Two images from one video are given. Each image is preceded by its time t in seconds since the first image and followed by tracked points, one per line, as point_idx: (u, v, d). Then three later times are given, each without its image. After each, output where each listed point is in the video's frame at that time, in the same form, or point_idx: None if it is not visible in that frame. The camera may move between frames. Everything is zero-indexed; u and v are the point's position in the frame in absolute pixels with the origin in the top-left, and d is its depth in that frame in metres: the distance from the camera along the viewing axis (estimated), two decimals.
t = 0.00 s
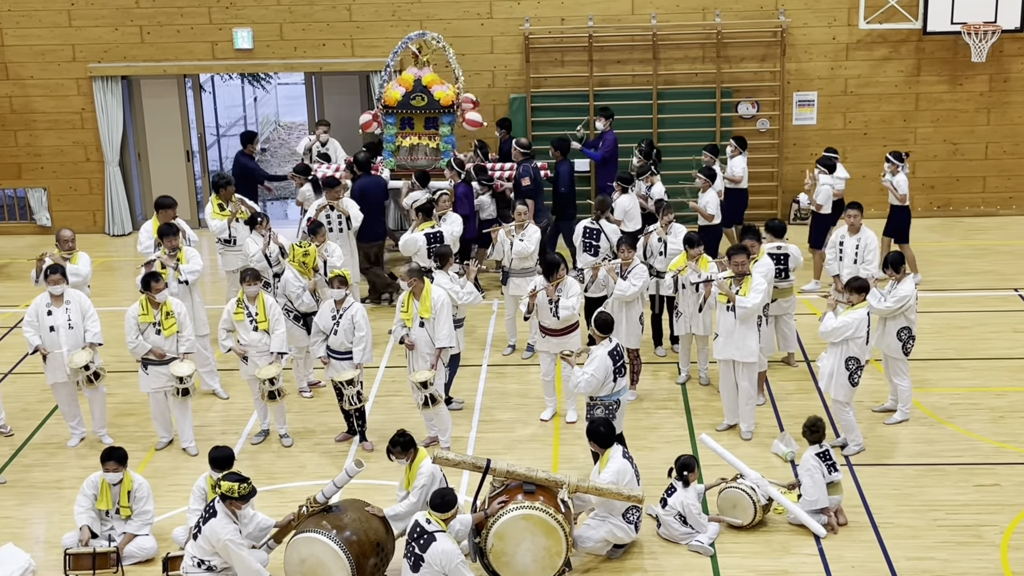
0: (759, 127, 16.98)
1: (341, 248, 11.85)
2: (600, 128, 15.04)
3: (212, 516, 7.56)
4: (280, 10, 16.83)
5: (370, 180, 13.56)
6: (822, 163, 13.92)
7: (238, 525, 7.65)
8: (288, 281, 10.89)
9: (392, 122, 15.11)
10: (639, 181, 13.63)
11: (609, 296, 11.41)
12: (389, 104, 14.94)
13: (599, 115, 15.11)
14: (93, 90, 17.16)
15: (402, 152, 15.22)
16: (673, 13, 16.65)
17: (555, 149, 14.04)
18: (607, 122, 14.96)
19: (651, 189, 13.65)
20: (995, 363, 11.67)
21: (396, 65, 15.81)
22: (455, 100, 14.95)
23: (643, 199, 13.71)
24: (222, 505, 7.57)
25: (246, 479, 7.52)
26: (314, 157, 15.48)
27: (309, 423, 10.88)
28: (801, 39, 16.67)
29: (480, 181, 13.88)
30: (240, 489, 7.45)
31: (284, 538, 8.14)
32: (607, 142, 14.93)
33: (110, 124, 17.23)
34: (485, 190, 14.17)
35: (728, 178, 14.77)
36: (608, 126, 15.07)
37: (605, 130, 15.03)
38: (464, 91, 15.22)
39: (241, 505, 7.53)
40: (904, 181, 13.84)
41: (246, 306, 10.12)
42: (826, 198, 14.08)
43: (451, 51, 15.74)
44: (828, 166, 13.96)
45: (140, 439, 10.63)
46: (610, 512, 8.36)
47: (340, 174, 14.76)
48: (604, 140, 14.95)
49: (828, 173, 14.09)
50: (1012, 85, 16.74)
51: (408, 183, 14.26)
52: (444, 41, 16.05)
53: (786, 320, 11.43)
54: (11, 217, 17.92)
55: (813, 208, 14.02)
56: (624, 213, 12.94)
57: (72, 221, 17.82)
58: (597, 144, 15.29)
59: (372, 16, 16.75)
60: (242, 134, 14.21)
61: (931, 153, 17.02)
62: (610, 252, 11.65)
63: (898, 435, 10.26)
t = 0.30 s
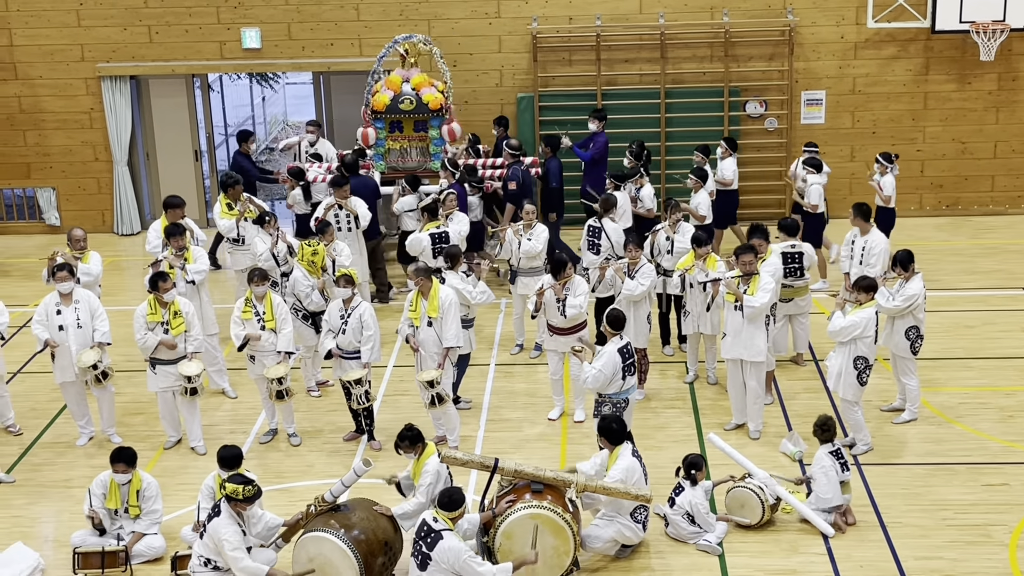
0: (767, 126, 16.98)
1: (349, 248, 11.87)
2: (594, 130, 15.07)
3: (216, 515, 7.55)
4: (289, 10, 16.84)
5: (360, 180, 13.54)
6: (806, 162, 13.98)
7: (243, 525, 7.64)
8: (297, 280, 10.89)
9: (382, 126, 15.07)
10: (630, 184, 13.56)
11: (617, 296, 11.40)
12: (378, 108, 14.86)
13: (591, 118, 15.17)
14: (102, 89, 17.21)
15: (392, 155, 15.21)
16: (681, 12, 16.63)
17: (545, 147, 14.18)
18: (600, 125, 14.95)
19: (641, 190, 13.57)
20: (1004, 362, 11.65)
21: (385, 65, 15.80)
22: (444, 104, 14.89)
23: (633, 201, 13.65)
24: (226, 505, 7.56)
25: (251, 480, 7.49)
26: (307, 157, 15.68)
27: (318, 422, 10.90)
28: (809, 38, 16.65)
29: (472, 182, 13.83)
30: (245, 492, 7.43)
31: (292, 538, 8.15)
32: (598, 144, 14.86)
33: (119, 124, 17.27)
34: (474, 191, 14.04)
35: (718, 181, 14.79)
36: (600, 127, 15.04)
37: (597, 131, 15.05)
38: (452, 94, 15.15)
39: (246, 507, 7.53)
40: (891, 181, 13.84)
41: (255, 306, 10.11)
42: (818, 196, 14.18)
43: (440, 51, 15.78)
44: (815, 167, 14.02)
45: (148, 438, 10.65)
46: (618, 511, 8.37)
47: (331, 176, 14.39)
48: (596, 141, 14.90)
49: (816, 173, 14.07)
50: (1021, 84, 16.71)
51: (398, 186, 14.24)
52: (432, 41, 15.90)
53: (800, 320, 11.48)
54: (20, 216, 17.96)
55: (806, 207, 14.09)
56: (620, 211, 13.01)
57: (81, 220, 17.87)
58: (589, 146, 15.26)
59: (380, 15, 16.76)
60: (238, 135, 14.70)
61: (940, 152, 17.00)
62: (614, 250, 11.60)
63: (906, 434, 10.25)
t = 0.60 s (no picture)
0: (776, 125, 16.96)
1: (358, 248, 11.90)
2: (587, 129, 15.10)
3: (227, 515, 7.59)
4: (297, 9, 16.86)
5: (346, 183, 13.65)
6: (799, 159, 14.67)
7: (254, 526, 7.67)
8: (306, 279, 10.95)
9: (376, 122, 15.14)
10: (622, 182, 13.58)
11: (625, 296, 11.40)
12: (372, 103, 14.97)
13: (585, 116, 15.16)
14: (111, 89, 17.23)
15: (385, 152, 15.17)
16: (690, 12, 16.62)
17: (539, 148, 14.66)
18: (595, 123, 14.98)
19: (632, 189, 13.69)
20: (1014, 362, 11.62)
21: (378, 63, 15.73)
22: (437, 101, 14.99)
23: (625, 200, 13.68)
24: (238, 507, 7.57)
25: (269, 484, 7.49)
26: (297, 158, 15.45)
27: (327, 422, 10.91)
28: (818, 36, 16.62)
29: (465, 181, 13.58)
30: (262, 495, 7.43)
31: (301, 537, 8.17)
32: (592, 145, 14.99)
33: (128, 124, 17.30)
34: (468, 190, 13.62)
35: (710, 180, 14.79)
36: (595, 126, 15.17)
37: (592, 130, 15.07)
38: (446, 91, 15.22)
39: (260, 509, 7.51)
40: (877, 180, 14.07)
41: (263, 306, 10.13)
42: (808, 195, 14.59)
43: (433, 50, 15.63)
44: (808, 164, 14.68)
45: (158, 438, 10.66)
46: (627, 510, 8.36)
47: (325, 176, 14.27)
48: (589, 140, 15.03)
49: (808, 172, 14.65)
50: None
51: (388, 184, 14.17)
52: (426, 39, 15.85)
53: (814, 320, 11.46)
54: (30, 216, 18.00)
55: (795, 204, 14.67)
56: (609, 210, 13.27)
57: (91, 221, 17.91)
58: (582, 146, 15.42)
59: (389, 15, 16.77)
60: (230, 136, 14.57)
61: (949, 151, 16.98)
62: (615, 250, 11.65)
63: (916, 434, 10.23)
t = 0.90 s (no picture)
0: (785, 124, 16.95)
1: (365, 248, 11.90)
2: (581, 127, 15.36)
3: (241, 514, 7.57)
4: (305, 9, 16.87)
5: (339, 183, 13.49)
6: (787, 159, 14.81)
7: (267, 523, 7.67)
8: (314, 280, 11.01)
9: (366, 127, 15.13)
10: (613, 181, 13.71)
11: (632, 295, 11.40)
12: (361, 109, 14.92)
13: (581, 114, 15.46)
14: (120, 89, 17.26)
15: (376, 156, 15.22)
16: (698, 11, 16.60)
17: (532, 150, 14.62)
18: (588, 122, 15.30)
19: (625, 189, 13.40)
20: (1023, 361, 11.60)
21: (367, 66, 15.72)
22: (427, 104, 14.94)
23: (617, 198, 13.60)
24: (252, 504, 7.58)
25: (282, 481, 7.52)
26: (290, 161, 15.38)
27: (335, 421, 10.92)
28: (827, 36, 16.60)
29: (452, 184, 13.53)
30: (275, 492, 7.46)
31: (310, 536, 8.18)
32: (586, 143, 15.23)
33: (136, 124, 17.33)
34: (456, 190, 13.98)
35: (700, 179, 14.76)
36: (588, 125, 15.40)
37: (584, 129, 15.36)
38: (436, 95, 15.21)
39: (272, 506, 7.54)
40: (861, 178, 14.21)
41: (271, 306, 10.12)
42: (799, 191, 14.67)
43: (421, 53, 15.76)
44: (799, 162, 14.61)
45: (167, 437, 10.68)
46: (635, 508, 8.34)
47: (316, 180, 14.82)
48: (583, 139, 15.26)
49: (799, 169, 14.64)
50: None
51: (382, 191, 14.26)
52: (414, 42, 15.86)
53: (825, 318, 11.45)
54: (39, 216, 18.05)
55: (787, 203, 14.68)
56: (598, 209, 13.33)
57: (100, 220, 17.95)
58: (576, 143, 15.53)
59: (397, 14, 16.78)
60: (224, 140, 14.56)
61: (957, 151, 16.96)
62: (616, 248, 11.70)
63: (925, 433, 10.22)
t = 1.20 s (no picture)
0: (793, 123, 16.92)
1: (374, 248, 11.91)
2: (574, 127, 15.21)
3: (248, 513, 7.58)
4: (313, 9, 16.88)
5: (333, 184, 13.33)
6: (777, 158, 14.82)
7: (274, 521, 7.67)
8: (323, 278, 10.98)
9: (361, 122, 15.11)
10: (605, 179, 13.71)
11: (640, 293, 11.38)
12: (358, 104, 14.89)
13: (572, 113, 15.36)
14: (129, 88, 17.28)
15: (371, 153, 15.17)
16: (707, 9, 16.58)
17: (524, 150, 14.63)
18: (580, 120, 15.17)
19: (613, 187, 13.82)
20: None
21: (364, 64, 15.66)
22: (424, 101, 14.96)
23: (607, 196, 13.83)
24: (259, 502, 7.57)
25: (287, 478, 7.50)
26: (284, 160, 15.50)
27: (344, 420, 10.93)
28: (835, 34, 16.58)
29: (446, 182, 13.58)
30: (280, 489, 7.44)
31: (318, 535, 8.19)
32: (581, 141, 15.15)
33: (145, 124, 17.34)
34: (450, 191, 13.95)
35: (690, 178, 14.71)
36: (581, 123, 15.29)
37: (577, 128, 15.27)
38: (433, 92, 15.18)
39: (279, 503, 7.52)
40: (844, 177, 14.42)
41: (278, 306, 10.09)
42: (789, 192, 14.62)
43: (418, 51, 15.69)
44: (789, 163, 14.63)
45: (175, 436, 10.70)
46: (644, 506, 8.33)
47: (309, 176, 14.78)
48: (577, 137, 15.16)
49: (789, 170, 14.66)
50: None
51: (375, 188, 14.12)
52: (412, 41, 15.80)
53: (834, 317, 11.44)
54: (48, 216, 18.08)
55: (777, 203, 14.68)
56: (592, 206, 13.24)
57: (109, 220, 17.98)
58: (569, 142, 15.50)
59: (405, 14, 16.79)
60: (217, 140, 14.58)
61: (966, 150, 16.94)
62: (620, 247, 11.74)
63: (934, 432, 10.20)
